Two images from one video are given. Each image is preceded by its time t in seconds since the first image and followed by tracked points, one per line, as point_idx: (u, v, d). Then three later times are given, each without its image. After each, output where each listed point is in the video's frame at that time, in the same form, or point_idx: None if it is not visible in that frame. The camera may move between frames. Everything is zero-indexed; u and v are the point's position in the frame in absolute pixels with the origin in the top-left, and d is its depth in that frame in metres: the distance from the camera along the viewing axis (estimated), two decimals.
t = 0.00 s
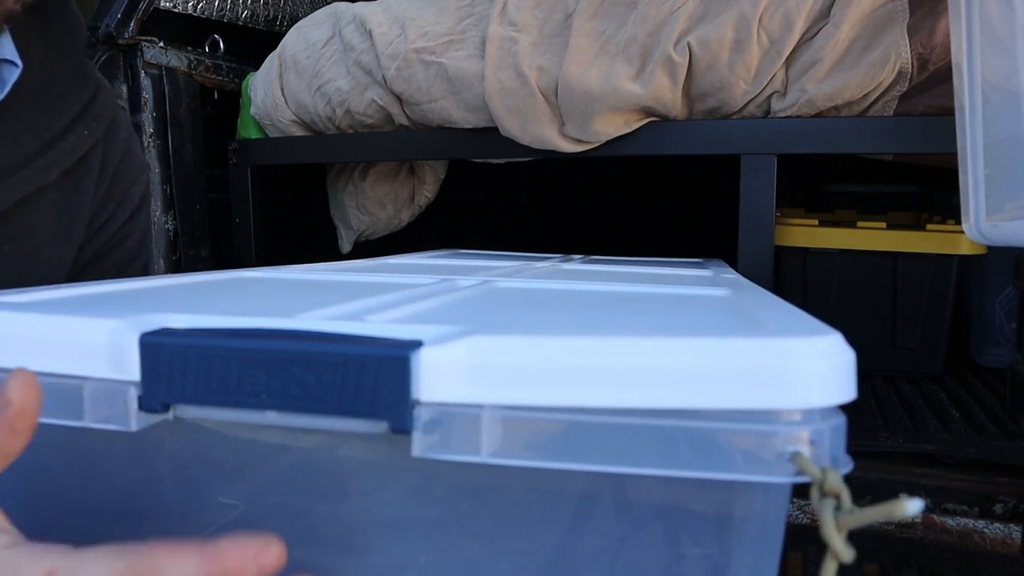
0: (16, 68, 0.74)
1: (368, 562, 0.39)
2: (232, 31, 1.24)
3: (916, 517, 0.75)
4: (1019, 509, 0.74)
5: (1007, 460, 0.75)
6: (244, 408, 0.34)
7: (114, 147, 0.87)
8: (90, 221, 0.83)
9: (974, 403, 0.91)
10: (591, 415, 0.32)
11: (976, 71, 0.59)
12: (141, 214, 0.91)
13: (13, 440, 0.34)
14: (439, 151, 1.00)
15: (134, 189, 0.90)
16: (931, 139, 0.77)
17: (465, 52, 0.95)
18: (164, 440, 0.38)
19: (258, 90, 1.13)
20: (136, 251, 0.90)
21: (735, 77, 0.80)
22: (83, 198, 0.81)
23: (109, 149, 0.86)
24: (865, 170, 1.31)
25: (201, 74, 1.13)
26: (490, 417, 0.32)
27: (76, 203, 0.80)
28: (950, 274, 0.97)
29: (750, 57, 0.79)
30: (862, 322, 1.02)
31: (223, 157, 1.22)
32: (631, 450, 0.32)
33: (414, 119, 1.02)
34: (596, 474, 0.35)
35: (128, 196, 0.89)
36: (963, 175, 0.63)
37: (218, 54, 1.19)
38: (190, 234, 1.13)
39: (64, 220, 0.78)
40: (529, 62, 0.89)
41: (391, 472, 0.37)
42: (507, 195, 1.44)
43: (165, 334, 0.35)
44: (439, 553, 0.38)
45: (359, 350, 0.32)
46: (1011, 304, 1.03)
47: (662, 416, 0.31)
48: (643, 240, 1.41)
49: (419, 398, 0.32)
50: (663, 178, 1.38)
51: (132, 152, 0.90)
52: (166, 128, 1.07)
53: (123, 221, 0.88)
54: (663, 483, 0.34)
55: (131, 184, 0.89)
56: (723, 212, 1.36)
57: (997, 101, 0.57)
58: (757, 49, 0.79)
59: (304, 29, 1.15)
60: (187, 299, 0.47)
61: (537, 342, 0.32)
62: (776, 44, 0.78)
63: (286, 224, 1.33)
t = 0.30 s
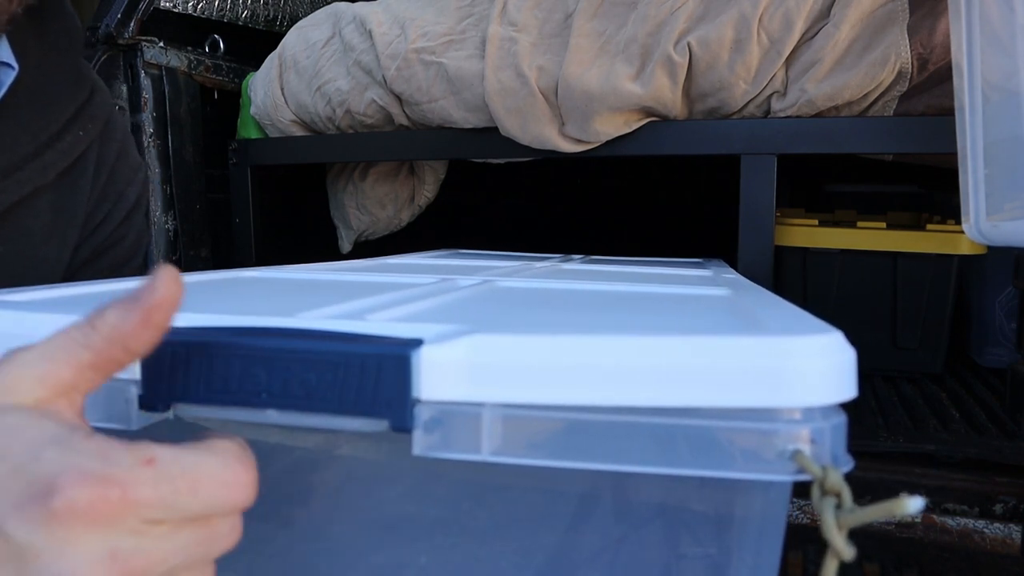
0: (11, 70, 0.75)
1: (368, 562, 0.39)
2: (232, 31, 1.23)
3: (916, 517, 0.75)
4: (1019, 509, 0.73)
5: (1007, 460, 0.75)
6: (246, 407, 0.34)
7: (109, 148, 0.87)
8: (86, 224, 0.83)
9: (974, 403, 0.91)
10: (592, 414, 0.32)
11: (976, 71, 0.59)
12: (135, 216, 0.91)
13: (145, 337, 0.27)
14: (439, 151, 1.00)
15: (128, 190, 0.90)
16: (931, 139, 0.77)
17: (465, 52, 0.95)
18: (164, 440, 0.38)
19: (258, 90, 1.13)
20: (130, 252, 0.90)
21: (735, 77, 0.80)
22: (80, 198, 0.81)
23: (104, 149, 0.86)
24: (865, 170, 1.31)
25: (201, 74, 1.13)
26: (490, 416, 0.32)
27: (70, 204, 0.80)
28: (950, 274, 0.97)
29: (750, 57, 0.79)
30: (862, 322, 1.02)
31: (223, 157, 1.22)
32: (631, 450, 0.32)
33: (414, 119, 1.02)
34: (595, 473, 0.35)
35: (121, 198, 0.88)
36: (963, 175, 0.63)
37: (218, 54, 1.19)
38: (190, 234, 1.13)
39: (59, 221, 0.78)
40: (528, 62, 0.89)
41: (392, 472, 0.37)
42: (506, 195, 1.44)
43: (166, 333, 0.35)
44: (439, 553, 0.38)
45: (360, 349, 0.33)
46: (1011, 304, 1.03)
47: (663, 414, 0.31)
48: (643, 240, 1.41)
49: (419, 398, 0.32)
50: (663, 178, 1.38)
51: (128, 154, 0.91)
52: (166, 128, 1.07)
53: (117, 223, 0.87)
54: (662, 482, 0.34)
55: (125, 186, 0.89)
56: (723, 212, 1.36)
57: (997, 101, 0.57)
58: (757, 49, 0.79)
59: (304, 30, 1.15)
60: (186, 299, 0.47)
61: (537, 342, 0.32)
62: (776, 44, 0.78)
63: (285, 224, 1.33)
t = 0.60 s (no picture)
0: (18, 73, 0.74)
1: (368, 561, 0.39)
2: (232, 31, 1.23)
3: (916, 517, 0.75)
4: (1019, 509, 0.73)
5: (1007, 460, 0.75)
6: (246, 407, 0.33)
7: (114, 148, 0.87)
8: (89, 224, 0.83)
9: (974, 404, 0.91)
10: (591, 413, 0.32)
11: (976, 71, 0.59)
12: (140, 216, 0.91)
13: (220, 359, 0.29)
14: (439, 151, 1.00)
15: (132, 189, 0.90)
16: (931, 139, 0.77)
17: (465, 52, 0.95)
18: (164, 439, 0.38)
19: (258, 90, 1.13)
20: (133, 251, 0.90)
21: (735, 77, 0.80)
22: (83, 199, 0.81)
23: (108, 150, 0.86)
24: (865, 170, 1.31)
25: (201, 74, 1.13)
26: (491, 415, 0.32)
27: (74, 205, 0.80)
28: (950, 274, 0.97)
29: (750, 57, 0.79)
30: (862, 322, 1.02)
31: (223, 157, 1.22)
32: (631, 449, 0.32)
33: (414, 119, 1.02)
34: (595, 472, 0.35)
35: (126, 197, 0.89)
36: (964, 175, 0.63)
37: (218, 54, 1.19)
38: (190, 234, 1.13)
39: (63, 222, 0.78)
40: (529, 62, 0.89)
41: (392, 471, 0.37)
42: (507, 195, 1.44)
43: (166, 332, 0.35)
44: (440, 552, 0.38)
45: (360, 348, 0.32)
46: (1011, 304, 1.03)
47: (664, 414, 0.31)
48: (643, 241, 1.41)
49: (420, 397, 0.32)
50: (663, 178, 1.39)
51: (132, 154, 0.90)
52: (166, 128, 1.07)
53: (121, 222, 0.87)
54: (662, 481, 0.34)
55: (129, 185, 0.89)
56: (723, 212, 1.36)
57: (997, 100, 0.57)
58: (757, 49, 0.79)
59: (304, 30, 1.15)
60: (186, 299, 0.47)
61: (536, 342, 0.32)
62: (776, 44, 0.78)
63: (285, 224, 1.33)
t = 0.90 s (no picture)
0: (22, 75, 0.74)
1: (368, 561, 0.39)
2: (232, 31, 1.23)
3: (916, 517, 0.75)
4: (1019, 509, 0.73)
5: (1008, 460, 0.75)
6: (246, 407, 0.34)
7: (116, 148, 0.87)
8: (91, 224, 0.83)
9: (974, 403, 0.91)
10: (592, 414, 0.32)
11: (976, 71, 0.59)
12: (140, 216, 0.91)
13: (162, 444, 0.29)
14: (439, 151, 1.00)
15: (134, 189, 0.90)
16: (931, 139, 0.77)
17: (465, 52, 0.95)
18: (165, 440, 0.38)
19: (258, 90, 1.13)
20: (134, 251, 0.90)
21: (735, 77, 0.80)
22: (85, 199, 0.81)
23: (110, 150, 0.86)
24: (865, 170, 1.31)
25: (201, 74, 1.13)
26: (492, 416, 0.32)
27: (76, 206, 0.80)
28: (950, 274, 0.97)
29: (750, 57, 0.79)
30: (862, 322, 1.02)
31: (223, 157, 1.22)
32: (631, 450, 0.32)
33: (414, 119, 1.02)
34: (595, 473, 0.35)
35: (128, 197, 0.89)
36: (963, 175, 0.63)
37: (218, 54, 1.19)
38: (190, 234, 1.13)
39: (66, 223, 0.79)
40: (529, 62, 0.89)
41: (392, 471, 0.37)
42: (507, 195, 1.44)
43: (167, 333, 0.35)
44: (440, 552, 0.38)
45: (361, 349, 0.32)
46: (1011, 304, 1.03)
47: (665, 414, 0.31)
48: (643, 241, 1.41)
49: (421, 397, 0.32)
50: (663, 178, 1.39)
51: (133, 154, 0.91)
52: (166, 128, 1.07)
53: (123, 222, 0.88)
54: (662, 482, 0.34)
55: (132, 185, 0.89)
56: (723, 212, 1.36)
57: (997, 101, 0.57)
58: (757, 49, 0.79)
59: (304, 30, 1.15)
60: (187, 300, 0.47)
61: (536, 343, 0.32)
62: (776, 44, 0.78)
63: (285, 224, 1.33)
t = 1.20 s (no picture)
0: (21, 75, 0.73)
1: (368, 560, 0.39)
2: (232, 31, 1.23)
3: (916, 517, 0.75)
4: (1019, 509, 0.73)
5: (1008, 460, 0.75)
6: (246, 407, 0.34)
7: (116, 148, 0.87)
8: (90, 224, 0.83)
9: (974, 404, 0.91)
10: (591, 414, 0.32)
11: (976, 71, 0.59)
12: (140, 216, 0.91)
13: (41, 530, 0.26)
14: (439, 151, 1.00)
15: (135, 189, 0.90)
16: (931, 139, 0.77)
17: (465, 52, 0.95)
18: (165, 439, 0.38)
19: (258, 90, 1.13)
20: (134, 251, 0.90)
21: (735, 77, 0.80)
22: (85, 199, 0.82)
23: (110, 150, 0.86)
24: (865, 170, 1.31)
25: (201, 74, 1.13)
26: (491, 416, 0.32)
27: (77, 206, 0.80)
28: (950, 274, 0.97)
29: (750, 57, 0.79)
30: (862, 322, 1.02)
31: (223, 156, 1.22)
32: (630, 450, 0.32)
33: (414, 119, 1.02)
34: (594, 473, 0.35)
35: (128, 197, 0.89)
36: (963, 175, 0.63)
37: (218, 54, 1.19)
38: (190, 234, 1.13)
39: (66, 223, 0.79)
40: (529, 62, 0.89)
41: (391, 470, 0.37)
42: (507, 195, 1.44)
43: (167, 333, 0.35)
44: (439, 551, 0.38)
45: (361, 349, 0.32)
46: (1011, 304, 1.03)
47: (663, 415, 0.31)
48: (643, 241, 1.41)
49: (421, 397, 0.32)
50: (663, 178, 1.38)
51: (133, 153, 0.91)
52: (166, 128, 1.07)
53: (122, 222, 0.87)
54: (662, 482, 0.34)
55: (132, 186, 0.89)
56: (723, 212, 1.36)
57: (997, 101, 0.57)
58: (757, 49, 0.79)
59: (304, 29, 1.15)
60: (187, 300, 0.47)
61: (536, 344, 0.32)
62: (776, 44, 0.78)
63: (285, 224, 1.33)
